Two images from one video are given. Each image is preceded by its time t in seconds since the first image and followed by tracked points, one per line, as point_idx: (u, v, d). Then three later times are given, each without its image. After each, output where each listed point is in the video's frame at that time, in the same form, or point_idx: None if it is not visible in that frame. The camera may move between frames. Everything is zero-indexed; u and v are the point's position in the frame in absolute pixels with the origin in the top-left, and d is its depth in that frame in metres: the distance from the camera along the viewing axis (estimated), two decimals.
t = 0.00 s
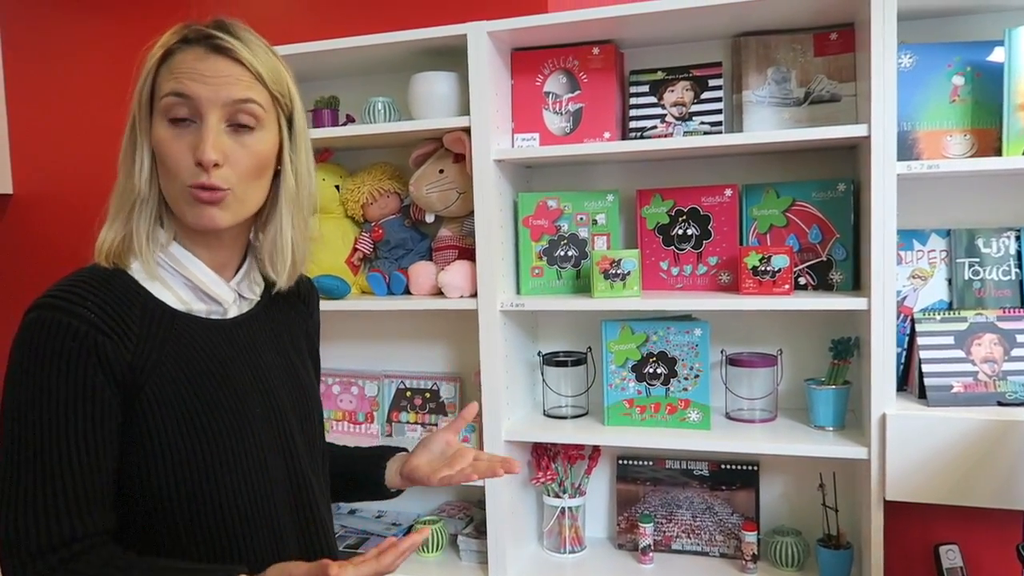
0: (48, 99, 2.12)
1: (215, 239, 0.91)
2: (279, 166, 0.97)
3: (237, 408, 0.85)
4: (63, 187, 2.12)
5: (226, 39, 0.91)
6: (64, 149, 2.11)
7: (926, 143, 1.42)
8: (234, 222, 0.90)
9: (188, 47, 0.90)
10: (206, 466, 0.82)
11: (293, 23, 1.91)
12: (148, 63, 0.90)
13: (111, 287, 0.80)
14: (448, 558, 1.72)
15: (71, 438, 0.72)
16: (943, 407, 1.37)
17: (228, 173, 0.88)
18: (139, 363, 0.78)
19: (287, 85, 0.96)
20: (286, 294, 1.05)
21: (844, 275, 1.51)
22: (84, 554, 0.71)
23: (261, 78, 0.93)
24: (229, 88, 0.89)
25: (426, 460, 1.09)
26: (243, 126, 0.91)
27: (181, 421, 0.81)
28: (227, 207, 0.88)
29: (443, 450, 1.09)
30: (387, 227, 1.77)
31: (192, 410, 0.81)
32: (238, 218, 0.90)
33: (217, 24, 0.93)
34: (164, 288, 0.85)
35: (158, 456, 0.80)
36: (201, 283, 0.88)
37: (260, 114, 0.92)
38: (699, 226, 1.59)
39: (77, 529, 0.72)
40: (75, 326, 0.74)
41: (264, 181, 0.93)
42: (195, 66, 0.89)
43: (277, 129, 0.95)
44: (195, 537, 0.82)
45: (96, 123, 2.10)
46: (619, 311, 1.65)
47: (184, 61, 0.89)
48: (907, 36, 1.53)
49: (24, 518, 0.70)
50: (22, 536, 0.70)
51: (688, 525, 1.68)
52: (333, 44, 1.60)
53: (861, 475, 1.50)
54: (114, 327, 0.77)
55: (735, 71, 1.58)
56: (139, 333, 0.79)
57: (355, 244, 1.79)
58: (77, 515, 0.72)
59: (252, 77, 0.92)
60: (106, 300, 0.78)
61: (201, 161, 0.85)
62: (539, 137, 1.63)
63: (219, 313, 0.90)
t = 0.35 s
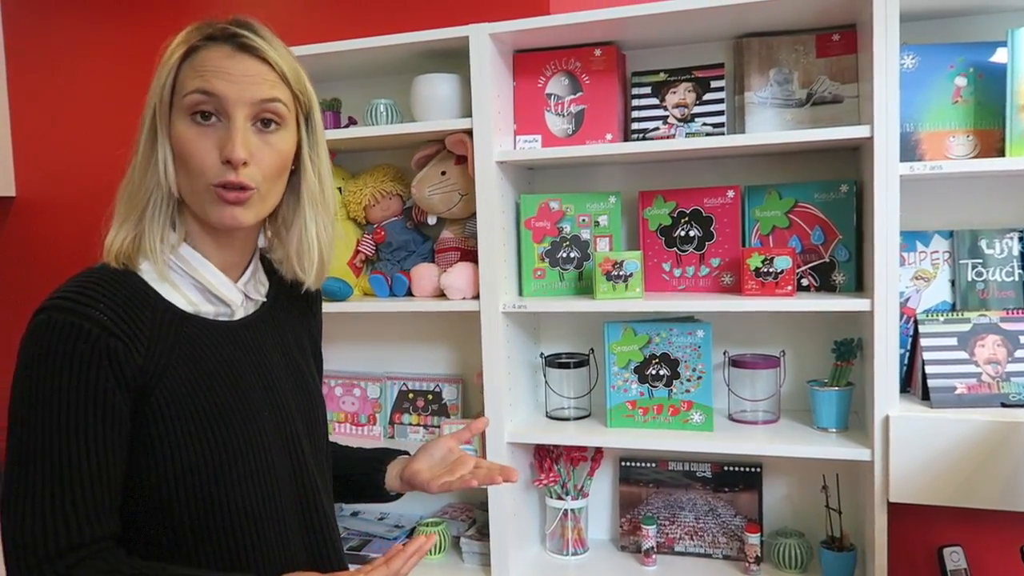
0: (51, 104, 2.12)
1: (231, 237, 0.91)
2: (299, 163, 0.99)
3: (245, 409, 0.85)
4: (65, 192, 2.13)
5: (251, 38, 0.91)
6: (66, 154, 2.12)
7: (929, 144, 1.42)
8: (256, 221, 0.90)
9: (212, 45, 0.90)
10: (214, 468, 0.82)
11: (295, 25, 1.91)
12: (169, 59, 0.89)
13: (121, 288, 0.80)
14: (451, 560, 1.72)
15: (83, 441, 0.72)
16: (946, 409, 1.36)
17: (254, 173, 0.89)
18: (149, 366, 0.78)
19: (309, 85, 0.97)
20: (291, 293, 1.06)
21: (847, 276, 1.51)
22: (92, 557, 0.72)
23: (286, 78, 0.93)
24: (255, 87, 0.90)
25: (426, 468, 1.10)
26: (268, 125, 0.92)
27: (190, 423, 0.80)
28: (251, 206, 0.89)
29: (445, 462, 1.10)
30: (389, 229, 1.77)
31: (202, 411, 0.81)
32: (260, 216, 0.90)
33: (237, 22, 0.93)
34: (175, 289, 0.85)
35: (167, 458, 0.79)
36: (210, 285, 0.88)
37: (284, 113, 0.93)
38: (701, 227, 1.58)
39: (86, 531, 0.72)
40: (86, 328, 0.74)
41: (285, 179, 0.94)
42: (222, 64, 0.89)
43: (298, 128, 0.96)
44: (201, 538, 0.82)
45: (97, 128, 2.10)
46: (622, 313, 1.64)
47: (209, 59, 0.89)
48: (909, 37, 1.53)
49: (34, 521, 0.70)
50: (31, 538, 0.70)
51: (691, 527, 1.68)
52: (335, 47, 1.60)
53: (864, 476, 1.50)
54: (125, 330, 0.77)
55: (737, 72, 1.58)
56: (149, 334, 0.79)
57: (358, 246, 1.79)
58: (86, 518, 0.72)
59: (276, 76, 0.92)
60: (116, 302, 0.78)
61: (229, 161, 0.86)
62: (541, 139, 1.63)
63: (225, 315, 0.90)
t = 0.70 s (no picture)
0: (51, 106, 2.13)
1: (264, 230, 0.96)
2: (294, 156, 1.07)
3: (253, 410, 0.86)
4: (64, 195, 2.13)
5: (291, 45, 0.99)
6: (65, 156, 2.12)
7: (928, 145, 1.42)
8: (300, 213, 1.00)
9: (270, 46, 0.94)
10: (229, 476, 0.82)
11: (294, 27, 1.91)
12: (234, 53, 0.88)
13: (123, 299, 0.80)
14: (450, 561, 1.72)
15: (101, 454, 0.72)
16: (945, 410, 1.36)
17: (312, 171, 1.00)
18: (158, 376, 0.78)
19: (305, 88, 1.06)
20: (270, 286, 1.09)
21: (846, 277, 1.51)
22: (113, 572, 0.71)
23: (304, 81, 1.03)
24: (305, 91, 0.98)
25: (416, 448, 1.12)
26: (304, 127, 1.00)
27: (199, 430, 0.81)
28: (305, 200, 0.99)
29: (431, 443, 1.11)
30: (389, 230, 1.77)
31: (211, 416, 0.82)
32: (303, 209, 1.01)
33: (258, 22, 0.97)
34: (173, 297, 0.85)
35: (179, 467, 0.80)
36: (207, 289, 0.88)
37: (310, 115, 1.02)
38: (701, 228, 1.58)
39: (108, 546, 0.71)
40: (94, 342, 0.73)
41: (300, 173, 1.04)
42: (284, 68, 0.95)
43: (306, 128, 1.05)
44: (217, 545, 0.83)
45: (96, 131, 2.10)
46: (621, 314, 1.64)
47: (275, 61, 0.93)
48: (907, 38, 1.53)
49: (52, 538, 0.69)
50: (51, 555, 0.69)
51: (691, 528, 1.68)
52: (335, 48, 1.60)
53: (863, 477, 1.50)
54: (131, 341, 0.77)
55: (737, 73, 1.58)
56: (153, 343, 0.79)
57: (357, 247, 1.80)
58: (107, 531, 0.71)
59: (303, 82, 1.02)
60: (119, 314, 0.78)
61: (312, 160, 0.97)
62: (540, 140, 1.63)
63: (223, 316, 0.91)
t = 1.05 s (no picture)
0: (48, 106, 2.12)
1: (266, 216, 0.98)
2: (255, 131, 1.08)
3: (272, 401, 0.87)
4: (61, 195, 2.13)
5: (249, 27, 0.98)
6: (62, 154, 2.11)
7: (926, 146, 1.42)
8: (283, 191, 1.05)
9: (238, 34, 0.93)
10: (253, 471, 0.83)
11: (292, 25, 1.91)
12: (216, 45, 0.87)
13: (138, 293, 0.80)
14: (448, 561, 1.72)
15: (135, 454, 0.71)
16: (942, 411, 1.37)
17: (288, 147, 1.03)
18: (182, 371, 0.78)
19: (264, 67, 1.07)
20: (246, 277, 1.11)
21: (844, 278, 1.51)
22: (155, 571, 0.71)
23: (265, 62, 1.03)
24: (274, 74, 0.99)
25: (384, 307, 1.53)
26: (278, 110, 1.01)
27: (225, 423, 0.81)
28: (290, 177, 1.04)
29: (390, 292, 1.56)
30: (387, 230, 1.77)
31: (235, 408, 0.82)
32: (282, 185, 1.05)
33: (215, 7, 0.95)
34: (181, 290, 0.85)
35: (205, 465, 0.80)
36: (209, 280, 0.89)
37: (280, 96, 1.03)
38: (699, 228, 1.59)
39: (146, 545, 0.71)
40: (120, 338, 0.74)
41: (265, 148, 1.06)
42: (255, 55, 0.94)
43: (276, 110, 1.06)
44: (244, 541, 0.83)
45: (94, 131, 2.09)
46: (619, 314, 1.65)
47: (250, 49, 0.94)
48: (906, 39, 1.53)
49: (92, 541, 0.69)
50: (91, 558, 0.69)
51: (688, 528, 1.68)
52: (334, 47, 1.60)
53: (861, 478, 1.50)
54: (155, 336, 0.77)
55: (735, 74, 1.58)
56: (173, 338, 0.79)
57: (356, 247, 1.79)
58: (145, 532, 0.71)
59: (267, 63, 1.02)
60: (140, 310, 0.78)
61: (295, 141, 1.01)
62: (539, 140, 1.63)
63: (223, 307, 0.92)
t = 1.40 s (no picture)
0: (49, 104, 2.12)
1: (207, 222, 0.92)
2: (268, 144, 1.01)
3: (265, 401, 0.87)
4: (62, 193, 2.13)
5: (202, 24, 0.93)
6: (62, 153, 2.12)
7: (926, 147, 1.42)
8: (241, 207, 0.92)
9: (170, 35, 0.90)
10: (242, 468, 0.83)
11: (293, 25, 1.91)
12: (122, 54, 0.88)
13: (140, 287, 0.80)
14: (447, 561, 1.72)
15: (123, 445, 0.71)
16: (942, 411, 1.37)
17: (234, 155, 0.90)
18: (178, 365, 0.78)
19: (263, 64, 0.99)
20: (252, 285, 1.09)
21: (844, 278, 1.51)
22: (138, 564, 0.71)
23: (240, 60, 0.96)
24: (220, 72, 0.91)
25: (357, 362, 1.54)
26: (235, 109, 0.94)
27: (218, 419, 0.81)
28: (235, 187, 0.91)
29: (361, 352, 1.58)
30: (387, 230, 1.78)
31: (228, 405, 0.82)
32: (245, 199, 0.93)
33: (189, 11, 0.94)
34: (181, 287, 0.86)
35: (194, 460, 0.79)
36: (210, 278, 0.89)
37: (250, 95, 0.95)
38: (699, 229, 1.59)
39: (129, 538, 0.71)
40: (119, 329, 0.74)
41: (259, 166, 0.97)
42: (185, 54, 0.90)
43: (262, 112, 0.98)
44: (228, 538, 0.83)
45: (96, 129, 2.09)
46: (619, 314, 1.65)
47: (168, 49, 0.89)
48: (906, 40, 1.53)
49: (75, 532, 0.69)
50: (73, 549, 0.69)
51: (688, 528, 1.68)
52: (334, 47, 1.60)
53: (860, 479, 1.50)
54: (154, 328, 0.77)
55: (736, 75, 1.59)
56: (172, 330, 0.79)
57: (356, 247, 1.80)
58: (129, 524, 0.71)
59: (235, 59, 0.95)
60: (140, 302, 0.78)
61: (206, 147, 0.87)
62: (539, 140, 1.63)
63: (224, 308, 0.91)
